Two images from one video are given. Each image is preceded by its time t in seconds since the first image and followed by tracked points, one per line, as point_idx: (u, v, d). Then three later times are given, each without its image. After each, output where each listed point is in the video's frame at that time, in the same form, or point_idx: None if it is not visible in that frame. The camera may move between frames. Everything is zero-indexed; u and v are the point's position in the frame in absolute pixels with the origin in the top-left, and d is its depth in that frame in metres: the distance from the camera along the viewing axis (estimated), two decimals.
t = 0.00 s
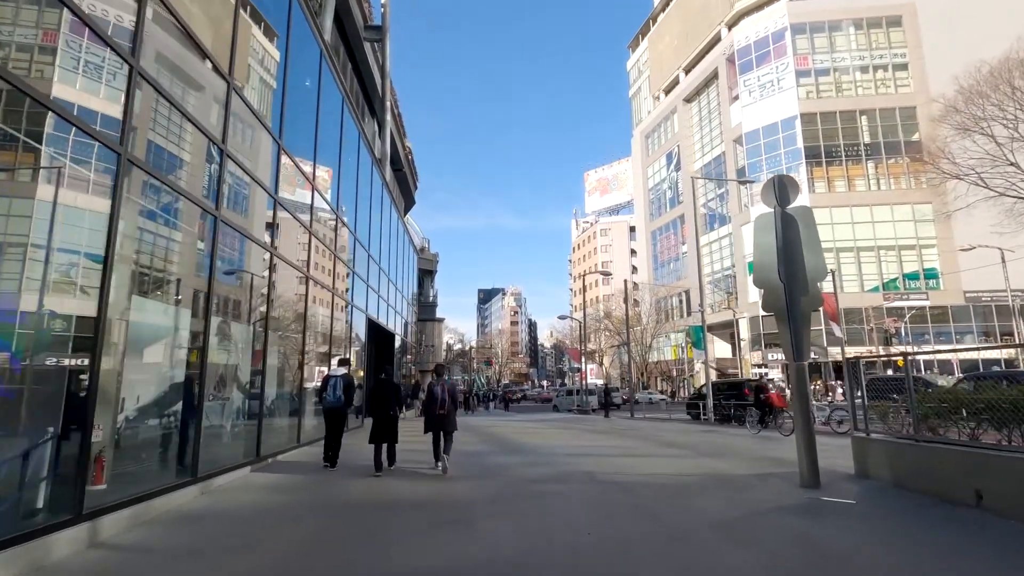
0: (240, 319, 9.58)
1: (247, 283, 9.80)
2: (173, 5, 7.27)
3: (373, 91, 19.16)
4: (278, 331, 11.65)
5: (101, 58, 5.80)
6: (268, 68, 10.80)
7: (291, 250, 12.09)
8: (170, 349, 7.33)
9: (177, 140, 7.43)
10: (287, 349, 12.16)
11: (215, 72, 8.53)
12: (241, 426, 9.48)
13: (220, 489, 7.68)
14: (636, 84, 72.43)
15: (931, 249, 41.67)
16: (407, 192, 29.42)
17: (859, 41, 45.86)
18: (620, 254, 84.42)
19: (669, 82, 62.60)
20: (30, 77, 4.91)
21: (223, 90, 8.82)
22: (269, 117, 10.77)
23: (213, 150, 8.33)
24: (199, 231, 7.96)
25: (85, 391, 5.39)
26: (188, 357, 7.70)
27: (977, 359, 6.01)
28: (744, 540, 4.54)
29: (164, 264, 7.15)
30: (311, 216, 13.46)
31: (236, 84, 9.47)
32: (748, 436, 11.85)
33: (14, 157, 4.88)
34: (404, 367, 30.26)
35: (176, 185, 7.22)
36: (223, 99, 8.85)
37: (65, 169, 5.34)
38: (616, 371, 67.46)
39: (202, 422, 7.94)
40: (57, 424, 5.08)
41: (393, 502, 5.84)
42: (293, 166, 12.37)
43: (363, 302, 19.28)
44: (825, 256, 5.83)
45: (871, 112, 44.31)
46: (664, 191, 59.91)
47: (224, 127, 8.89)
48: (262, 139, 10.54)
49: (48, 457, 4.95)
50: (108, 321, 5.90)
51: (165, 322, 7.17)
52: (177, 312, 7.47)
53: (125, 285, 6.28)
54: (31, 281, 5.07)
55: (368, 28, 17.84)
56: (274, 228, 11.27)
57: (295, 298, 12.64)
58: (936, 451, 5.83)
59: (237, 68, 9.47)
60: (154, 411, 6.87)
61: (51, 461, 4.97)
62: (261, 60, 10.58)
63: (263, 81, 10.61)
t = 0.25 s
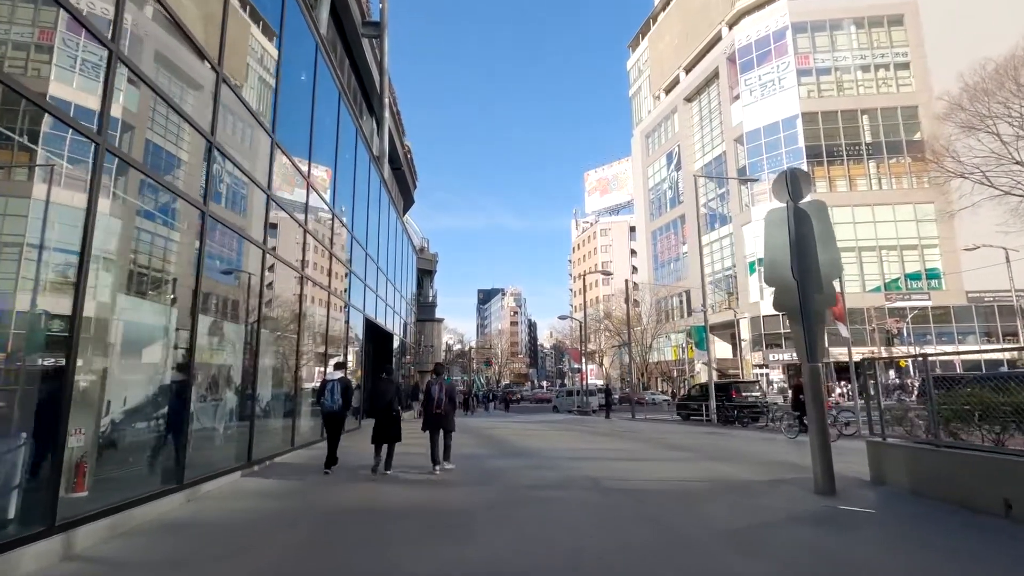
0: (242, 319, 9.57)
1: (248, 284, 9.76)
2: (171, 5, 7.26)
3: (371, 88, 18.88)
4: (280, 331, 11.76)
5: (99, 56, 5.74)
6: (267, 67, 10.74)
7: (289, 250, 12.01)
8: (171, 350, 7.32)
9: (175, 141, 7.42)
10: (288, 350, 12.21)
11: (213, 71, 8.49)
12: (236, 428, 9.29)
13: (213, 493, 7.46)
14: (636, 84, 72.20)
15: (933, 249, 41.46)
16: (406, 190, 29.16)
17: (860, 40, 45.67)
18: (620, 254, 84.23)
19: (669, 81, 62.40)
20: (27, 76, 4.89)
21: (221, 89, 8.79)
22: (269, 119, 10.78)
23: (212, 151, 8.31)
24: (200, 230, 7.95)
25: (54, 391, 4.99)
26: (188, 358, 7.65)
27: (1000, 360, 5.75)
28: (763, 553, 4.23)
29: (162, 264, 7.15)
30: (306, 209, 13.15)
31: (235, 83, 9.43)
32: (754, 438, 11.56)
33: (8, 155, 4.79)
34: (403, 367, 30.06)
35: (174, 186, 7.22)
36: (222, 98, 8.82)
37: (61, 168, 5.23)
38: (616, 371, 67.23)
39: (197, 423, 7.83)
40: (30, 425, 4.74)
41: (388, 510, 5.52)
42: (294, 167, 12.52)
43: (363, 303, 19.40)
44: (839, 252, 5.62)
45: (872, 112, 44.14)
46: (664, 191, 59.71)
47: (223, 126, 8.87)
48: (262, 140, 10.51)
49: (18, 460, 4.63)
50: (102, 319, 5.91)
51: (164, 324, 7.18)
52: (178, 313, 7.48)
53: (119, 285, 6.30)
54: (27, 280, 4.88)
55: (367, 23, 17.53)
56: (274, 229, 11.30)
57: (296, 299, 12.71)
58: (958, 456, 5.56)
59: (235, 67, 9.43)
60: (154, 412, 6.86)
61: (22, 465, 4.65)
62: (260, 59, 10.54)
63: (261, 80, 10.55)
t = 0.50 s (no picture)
0: (240, 319, 9.54)
1: (248, 284, 9.77)
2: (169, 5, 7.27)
3: (369, 83, 18.56)
4: (281, 330, 11.81)
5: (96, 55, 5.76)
6: (266, 65, 10.75)
7: (287, 249, 12.05)
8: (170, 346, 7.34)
9: (173, 139, 7.42)
10: (290, 350, 12.26)
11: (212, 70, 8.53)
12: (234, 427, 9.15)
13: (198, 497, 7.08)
14: (637, 83, 71.92)
15: (935, 248, 41.21)
16: (405, 189, 28.93)
17: (861, 38, 45.42)
18: (620, 254, 83.97)
19: (669, 80, 62.14)
20: (23, 75, 4.78)
21: (220, 87, 8.83)
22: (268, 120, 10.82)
23: (210, 150, 8.33)
24: (198, 228, 7.96)
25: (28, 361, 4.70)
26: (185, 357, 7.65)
27: None
28: (773, 560, 3.97)
29: (160, 263, 7.16)
30: (297, 205, 12.69)
31: (233, 81, 9.45)
32: (759, 438, 11.28)
33: (6, 154, 4.67)
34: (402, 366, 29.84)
35: (172, 184, 7.23)
36: (220, 96, 8.82)
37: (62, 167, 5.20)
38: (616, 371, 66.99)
39: (188, 422, 7.64)
40: None
41: (377, 511, 5.28)
42: (294, 166, 12.65)
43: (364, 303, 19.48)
44: (854, 244, 5.41)
45: (874, 110, 43.92)
46: (664, 190, 59.46)
47: (221, 124, 8.89)
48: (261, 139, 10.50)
49: None
50: (98, 322, 5.97)
51: (166, 322, 7.22)
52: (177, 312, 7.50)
53: (118, 285, 6.34)
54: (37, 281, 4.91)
55: (365, 18, 17.26)
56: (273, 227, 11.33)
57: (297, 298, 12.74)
58: (983, 458, 5.28)
59: (233, 65, 9.45)
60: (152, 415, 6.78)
61: None
62: (260, 58, 10.53)
63: (261, 78, 10.56)
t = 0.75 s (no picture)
0: (237, 320, 9.44)
1: (247, 285, 9.79)
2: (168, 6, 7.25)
3: (366, 80, 18.23)
4: (278, 331, 11.67)
5: (92, 54, 5.75)
6: (264, 65, 10.67)
7: (286, 251, 12.00)
8: (169, 347, 7.34)
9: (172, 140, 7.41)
10: (289, 351, 12.18)
11: (210, 70, 8.47)
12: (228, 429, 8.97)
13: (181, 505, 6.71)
14: (637, 82, 71.69)
15: (937, 248, 40.96)
16: (403, 188, 28.65)
17: (863, 37, 45.22)
18: (620, 254, 83.72)
19: (670, 79, 61.89)
20: (16, 73, 4.75)
21: (219, 87, 8.77)
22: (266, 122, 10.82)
23: (209, 151, 8.32)
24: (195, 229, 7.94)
25: None
26: (180, 358, 7.59)
27: None
28: None
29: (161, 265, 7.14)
30: (291, 204, 12.34)
31: (231, 81, 9.40)
32: (765, 441, 10.99)
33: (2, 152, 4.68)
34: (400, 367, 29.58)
35: (170, 185, 7.17)
36: (218, 96, 8.79)
37: (57, 166, 5.27)
38: (616, 372, 66.72)
39: (177, 424, 7.39)
40: None
41: (369, 522, 4.99)
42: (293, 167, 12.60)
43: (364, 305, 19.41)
44: (869, 239, 5.22)
45: (875, 109, 43.70)
46: (664, 190, 59.22)
47: (218, 124, 8.82)
48: (259, 140, 10.47)
49: None
50: (95, 322, 5.91)
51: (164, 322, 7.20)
52: (176, 313, 7.52)
53: (117, 286, 6.28)
54: (29, 281, 4.98)
55: (361, 14, 17.07)
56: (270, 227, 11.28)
57: (295, 298, 12.63)
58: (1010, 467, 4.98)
59: (232, 65, 9.39)
60: (130, 410, 6.32)
61: None
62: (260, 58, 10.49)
63: (259, 77, 10.48)
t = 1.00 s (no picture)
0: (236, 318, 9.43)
1: (244, 284, 9.78)
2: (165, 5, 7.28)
3: (365, 75, 17.95)
4: (274, 330, 11.52)
5: (90, 52, 5.90)
6: (264, 64, 10.65)
7: (287, 251, 11.98)
8: (166, 345, 7.34)
9: (170, 138, 7.42)
10: (286, 349, 12.05)
11: (209, 69, 8.49)
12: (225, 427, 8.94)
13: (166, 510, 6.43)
14: (637, 81, 71.42)
15: (939, 247, 40.73)
16: (404, 186, 28.40)
17: (864, 35, 44.99)
18: (620, 253, 83.52)
19: (671, 78, 61.63)
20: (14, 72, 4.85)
21: (219, 86, 8.80)
22: (265, 121, 10.80)
23: (207, 150, 8.33)
24: (194, 227, 7.96)
25: None
26: (178, 356, 7.63)
27: None
28: None
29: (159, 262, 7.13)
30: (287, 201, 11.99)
31: (231, 80, 9.43)
32: (771, 442, 10.76)
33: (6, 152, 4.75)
34: (399, 367, 29.37)
35: (167, 185, 7.20)
36: (217, 94, 8.78)
37: (54, 165, 5.37)
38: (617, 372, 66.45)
39: (167, 424, 7.20)
40: None
41: (363, 526, 4.76)
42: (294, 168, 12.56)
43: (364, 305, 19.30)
44: (888, 231, 5.02)
45: (877, 108, 43.47)
46: (665, 189, 58.96)
47: (218, 123, 8.85)
48: (258, 139, 10.45)
49: None
50: (94, 319, 5.90)
51: (164, 321, 7.28)
52: (173, 312, 7.53)
53: (113, 285, 6.25)
54: (24, 279, 5.07)
55: (359, 8, 16.82)
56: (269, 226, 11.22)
57: (293, 297, 12.50)
58: None
59: (233, 64, 9.42)
60: (107, 415, 5.97)
61: None
62: (258, 56, 10.48)
63: (259, 76, 10.50)
